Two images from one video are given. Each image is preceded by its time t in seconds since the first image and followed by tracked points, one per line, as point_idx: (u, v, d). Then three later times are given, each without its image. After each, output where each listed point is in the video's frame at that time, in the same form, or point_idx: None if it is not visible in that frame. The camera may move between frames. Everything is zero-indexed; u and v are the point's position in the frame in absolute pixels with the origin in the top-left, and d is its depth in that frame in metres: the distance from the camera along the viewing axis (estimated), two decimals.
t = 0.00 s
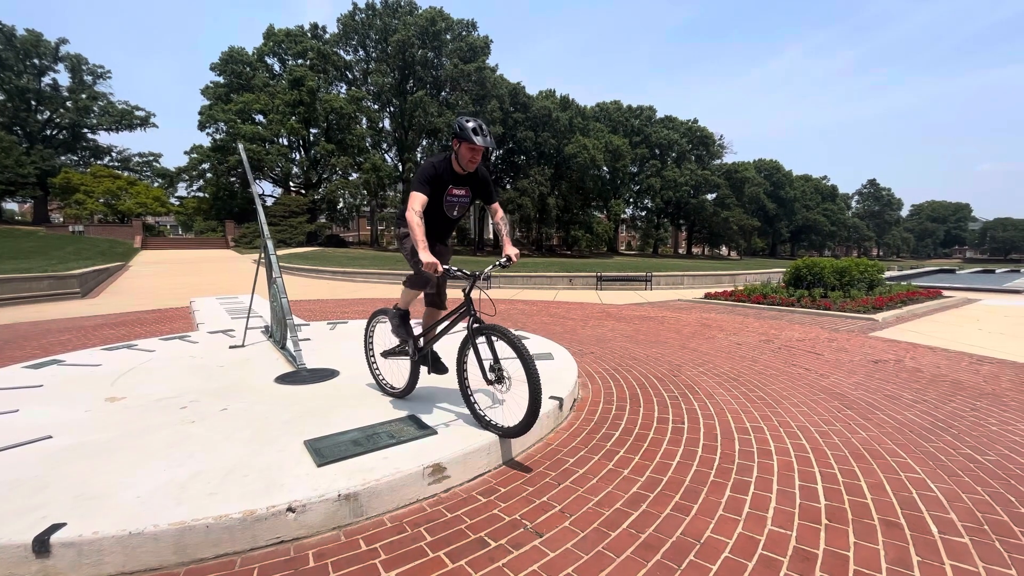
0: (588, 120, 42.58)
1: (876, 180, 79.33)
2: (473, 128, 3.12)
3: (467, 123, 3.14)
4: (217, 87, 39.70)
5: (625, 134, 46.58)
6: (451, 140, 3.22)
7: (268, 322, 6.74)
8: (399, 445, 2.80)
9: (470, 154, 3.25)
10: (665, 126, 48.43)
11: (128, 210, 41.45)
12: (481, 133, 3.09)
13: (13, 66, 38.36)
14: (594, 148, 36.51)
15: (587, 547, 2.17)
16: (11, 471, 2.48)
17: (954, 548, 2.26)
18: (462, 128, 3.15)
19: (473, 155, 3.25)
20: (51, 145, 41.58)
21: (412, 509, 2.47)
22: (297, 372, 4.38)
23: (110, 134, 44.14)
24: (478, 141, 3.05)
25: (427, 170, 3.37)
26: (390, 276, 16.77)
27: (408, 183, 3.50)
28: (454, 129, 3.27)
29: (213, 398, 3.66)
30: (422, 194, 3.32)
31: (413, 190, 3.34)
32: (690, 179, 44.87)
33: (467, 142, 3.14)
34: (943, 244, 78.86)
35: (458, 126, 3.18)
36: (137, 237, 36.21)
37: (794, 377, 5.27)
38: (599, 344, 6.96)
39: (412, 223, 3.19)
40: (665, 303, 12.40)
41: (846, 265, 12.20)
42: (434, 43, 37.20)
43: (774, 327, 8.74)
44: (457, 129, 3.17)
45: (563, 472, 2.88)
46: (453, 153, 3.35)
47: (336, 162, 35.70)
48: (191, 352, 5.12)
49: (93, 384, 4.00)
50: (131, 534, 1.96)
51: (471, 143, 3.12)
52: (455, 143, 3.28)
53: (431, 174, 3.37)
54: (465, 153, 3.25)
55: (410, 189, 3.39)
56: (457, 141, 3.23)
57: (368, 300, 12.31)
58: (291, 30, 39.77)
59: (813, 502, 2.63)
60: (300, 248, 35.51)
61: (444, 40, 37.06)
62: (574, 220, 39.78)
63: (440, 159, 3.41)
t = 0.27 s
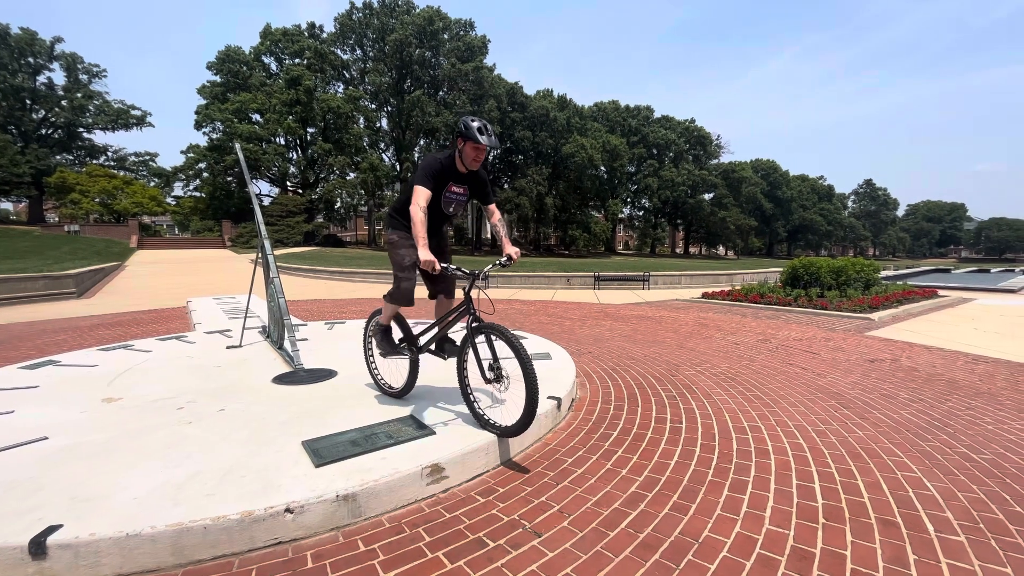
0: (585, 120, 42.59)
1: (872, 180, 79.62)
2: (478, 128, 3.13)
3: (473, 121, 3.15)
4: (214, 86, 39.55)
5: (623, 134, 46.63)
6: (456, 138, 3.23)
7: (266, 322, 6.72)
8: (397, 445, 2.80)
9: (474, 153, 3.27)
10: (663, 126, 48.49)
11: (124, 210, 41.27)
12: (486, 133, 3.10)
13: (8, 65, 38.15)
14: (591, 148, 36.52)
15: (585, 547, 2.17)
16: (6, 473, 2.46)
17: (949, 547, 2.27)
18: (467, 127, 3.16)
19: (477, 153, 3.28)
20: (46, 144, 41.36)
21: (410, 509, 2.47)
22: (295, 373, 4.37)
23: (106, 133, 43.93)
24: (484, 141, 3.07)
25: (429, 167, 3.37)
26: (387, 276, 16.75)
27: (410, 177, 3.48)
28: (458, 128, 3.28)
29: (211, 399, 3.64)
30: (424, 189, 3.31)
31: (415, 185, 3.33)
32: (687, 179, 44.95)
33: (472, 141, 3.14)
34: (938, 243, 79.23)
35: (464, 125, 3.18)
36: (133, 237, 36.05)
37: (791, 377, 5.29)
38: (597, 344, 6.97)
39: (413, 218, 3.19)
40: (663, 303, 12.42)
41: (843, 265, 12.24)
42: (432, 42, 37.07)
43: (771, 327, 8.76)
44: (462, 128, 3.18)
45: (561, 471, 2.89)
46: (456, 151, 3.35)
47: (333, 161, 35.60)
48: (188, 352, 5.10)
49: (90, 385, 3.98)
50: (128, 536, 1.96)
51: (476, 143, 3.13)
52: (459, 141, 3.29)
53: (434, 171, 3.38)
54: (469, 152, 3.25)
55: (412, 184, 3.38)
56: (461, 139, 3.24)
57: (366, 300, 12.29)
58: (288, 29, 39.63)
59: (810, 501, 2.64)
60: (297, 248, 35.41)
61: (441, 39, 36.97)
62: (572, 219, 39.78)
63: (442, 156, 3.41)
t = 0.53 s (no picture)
0: (583, 120, 42.61)
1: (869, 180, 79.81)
2: (477, 126, 3.13)
3: (472, 118, 3.14)
4: (211, 86, 39.47)
5: (621, 134, 46.70)
6: (455, 136, 3.23)
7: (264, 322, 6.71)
8: (396, 445, 2.80)
9: (473, 150, 3.28)
10: (661, 126, 48.56)
11: (122, 210, 41.15)
12: (486, 131, 3.10)
13: (5, 64, 38.02)
14: (589, 148, 36.55)
15: (584, 547, 2.17)
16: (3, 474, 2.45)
17: (948, 545, 2.28)
18: (467, 124, 3.16)
19: (476, 151, 3.29)
20: (43, 143, 41.21)
21: (409, 510, 2.46)
22: (293, 373, 4.36)
23: (103, 133, 43.83)
24: (484, 139, 3.07)
25: (428, 163, 3.36)
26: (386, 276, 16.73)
27: (408, 173, 3.47)
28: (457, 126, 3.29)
29: (209, 400, 3.63)
30: (422, 186, 3.31)
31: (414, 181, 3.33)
32: (685, 178, 45.00)
33: (471, 139, 3.15)
34: (935, 243, 79.46)
35: (463, 122, 3.18)
36: (130, 237, 35.95)
37: (789, 375, 5.30)
38: (595, 343, 6.97)
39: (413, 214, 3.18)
40: (661, 303, 12.42)
41: (840, 264, 12.27)
42: (430, 41, 36.99)
43: (769, 326, 8.78)
44: (461, 125, 3.18)
45: (560, 470, 2.89)
46: (455, 148, 3.34)
47: (332, 161, 35.56)
48: (185, 352, 5.09)
49: (87, 386, 3.96)
50: (125, 538, 1.95)
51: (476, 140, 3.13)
52: (457, 139, 3.30)
53: (432, 168, 3.37)
54: (468, 150, 3.26)
55: (410, 180, 3.38)
56: (460, 137, 3.24)
57: (364, 300, 12.28)
58: (286, 28, 39.56)
59: (810, 500, 2.64)
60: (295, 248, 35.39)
61: (440, 39, 36.93)
62: (570, 219, 39.82)
63: (441, 152, 3.40)
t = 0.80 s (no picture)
0: (582, 120, 42.58)
1: (867, 179, 79.91)
2: (478, 127, 3.12)
3: (472, 120, 3.14)
4: (209, 86, 39.42)
5: (619, 134, 46.75)
6: (455, 138, 3.23)
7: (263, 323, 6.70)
8: (395, 446, 2.80)
9: (473, 152, 3.28)
10: (660, 125, 48.58)
11: (119, 211, 40.99)
12: (487, 132, 3.09)
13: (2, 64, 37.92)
14: (588, 147, 36.56)
15: (583, 547, 2.17)
16: None
17: (946, 545, 2.28)
18: (467, 126, 3.15)
19: (476, 153, 3.29)
20: (40, 144, 41.08)
21: (407, 510, 2.46)
22: (292, 374, 4.36)
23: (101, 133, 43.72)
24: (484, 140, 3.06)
25: (428, 166, 3.36)
26: (385, 276, 16.72)
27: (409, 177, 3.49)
28: (457, 127, 3.28)
29: (207, 401, 3.61)
30: (423, 190, 3.33)
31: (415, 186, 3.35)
32: (684, 178, 45.01)
33: (472, 140, 3.14)
34: (933, 242, 79.58)
35: (463, 124, 3.17)
36: (128, 237, 35.86)
37: (787, 375, 5.31)
38: (594, 343, 6.98)
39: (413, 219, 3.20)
40: (660, 302, 12.43)
41: (839, 263, 12.28)
42: (428, 41, 36.92)
43: (768, 325, 8.79)
44: (461, 126, 3.17)
45: (560, 471, 2.90)
46: (456, 149, 3.34)
47: (330, 161, 35.51)
48: (183, 354, 5.08)
49: (85, 387, 3.96)
50: (124, 540, 1.95)
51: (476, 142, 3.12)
52: (458, 140, 3.29)
53: (433, 170, 3.37)
54: (469, 151, 3.25)
55: (412, 185, 3.39)
56: (461, 138, 3.23)
57: (362, 301, 12.27)
58: (284, 29, 39.50)
59: (807, 500, 2.65)
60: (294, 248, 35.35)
61: (438, 39, 36.87)
62: (569, 219, 39.85)
63: (441, 153, 3.40)
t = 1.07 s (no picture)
0: (581, 119, 42.57)
1: (865, 179, 79.99)
2: (487, 124, 3.13)
3: (480, 117, 3.14)
4: (207, 86, 39.39)
5: (618, 134, 46.85)
6: (463, 135, 3.23)
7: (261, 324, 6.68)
8: (394, 446, 2.80)
9: (482, 150, 3.26)
10: (658, 125, 48.63)
11: (118, 211, 40.93)
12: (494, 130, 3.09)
13: None
14: (587, 147, 36.57)
15: (583, 547, 2.17)
16: None
17: (945, 543, 2.28)
18: (475, 123, 3.15)
19: (485, 151, 3.26)
20: (38, 145, 41.01)
21: (407, 511, 2.46)
22: (291, 374, 4.35)
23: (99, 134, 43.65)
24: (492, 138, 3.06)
25: (435, 163, 3.37)
26: (383, 276, 16.71)
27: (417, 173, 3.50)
28: (467, 124, 3.26)
29: (205, 402, 3.61)
30: (429, 187, 3.33)
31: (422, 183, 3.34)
32: (683, 178, 45.05)
33: (480, 138, 3.15)
34: (932, 241, 79.66)
35: (471, 121, 3.17)
36: (126, 238, 35.82)
37: (785, 374, 5.32)
38: (593, 343, 6.98)
39: (420, 216, 3.21)
40: (659, 302, 12.44)
41: (837, 263, 12.30)
42: (427, 41, 36.92)
43: (767, 325, 8.80)
44: (470, 123, 3.17)
45: (559, 470, 2.90)
46: (464, 146, 3.34)
47: (329, 161, 35.49)
48: (181, 354, 5.07)
49: (83, 388, 3.94)
50: (121, 541, 1.94)
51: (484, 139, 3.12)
52: (467, 138, 3.28)
53: (440, 168, 3.38)
54: (477, 149, 3.25)
55: (419, 182, 3.39)
56: (469, 134, 3.23)
57: (361, 301, 12.25)
58: (282, 29, 39.49)
59: (807, 499, 2.65)
60: (293, 248, 35.36)
61: (437, 39, 36.86)
62: (568, 219, 39.89)
63: (449, 150, 3.40)
